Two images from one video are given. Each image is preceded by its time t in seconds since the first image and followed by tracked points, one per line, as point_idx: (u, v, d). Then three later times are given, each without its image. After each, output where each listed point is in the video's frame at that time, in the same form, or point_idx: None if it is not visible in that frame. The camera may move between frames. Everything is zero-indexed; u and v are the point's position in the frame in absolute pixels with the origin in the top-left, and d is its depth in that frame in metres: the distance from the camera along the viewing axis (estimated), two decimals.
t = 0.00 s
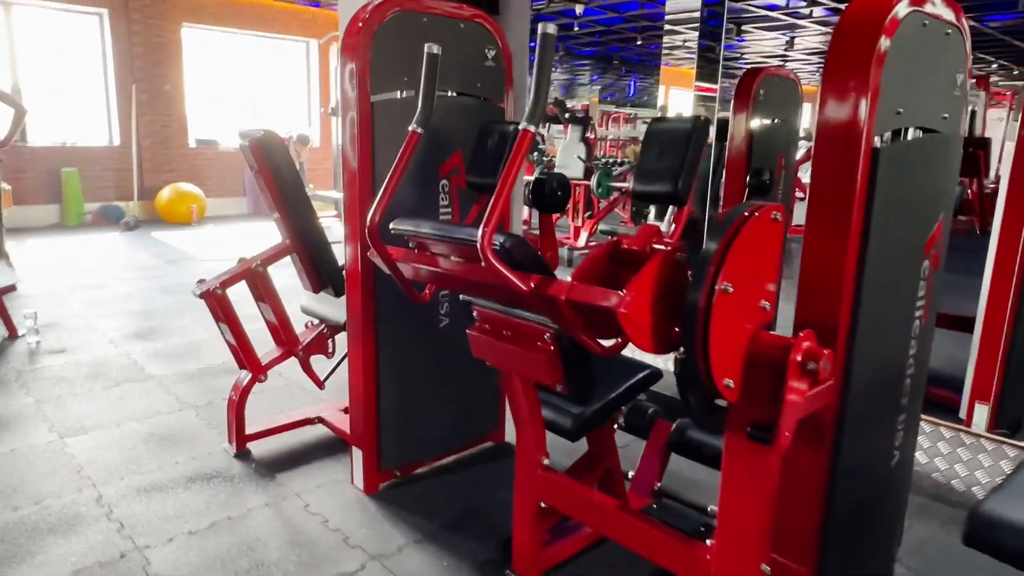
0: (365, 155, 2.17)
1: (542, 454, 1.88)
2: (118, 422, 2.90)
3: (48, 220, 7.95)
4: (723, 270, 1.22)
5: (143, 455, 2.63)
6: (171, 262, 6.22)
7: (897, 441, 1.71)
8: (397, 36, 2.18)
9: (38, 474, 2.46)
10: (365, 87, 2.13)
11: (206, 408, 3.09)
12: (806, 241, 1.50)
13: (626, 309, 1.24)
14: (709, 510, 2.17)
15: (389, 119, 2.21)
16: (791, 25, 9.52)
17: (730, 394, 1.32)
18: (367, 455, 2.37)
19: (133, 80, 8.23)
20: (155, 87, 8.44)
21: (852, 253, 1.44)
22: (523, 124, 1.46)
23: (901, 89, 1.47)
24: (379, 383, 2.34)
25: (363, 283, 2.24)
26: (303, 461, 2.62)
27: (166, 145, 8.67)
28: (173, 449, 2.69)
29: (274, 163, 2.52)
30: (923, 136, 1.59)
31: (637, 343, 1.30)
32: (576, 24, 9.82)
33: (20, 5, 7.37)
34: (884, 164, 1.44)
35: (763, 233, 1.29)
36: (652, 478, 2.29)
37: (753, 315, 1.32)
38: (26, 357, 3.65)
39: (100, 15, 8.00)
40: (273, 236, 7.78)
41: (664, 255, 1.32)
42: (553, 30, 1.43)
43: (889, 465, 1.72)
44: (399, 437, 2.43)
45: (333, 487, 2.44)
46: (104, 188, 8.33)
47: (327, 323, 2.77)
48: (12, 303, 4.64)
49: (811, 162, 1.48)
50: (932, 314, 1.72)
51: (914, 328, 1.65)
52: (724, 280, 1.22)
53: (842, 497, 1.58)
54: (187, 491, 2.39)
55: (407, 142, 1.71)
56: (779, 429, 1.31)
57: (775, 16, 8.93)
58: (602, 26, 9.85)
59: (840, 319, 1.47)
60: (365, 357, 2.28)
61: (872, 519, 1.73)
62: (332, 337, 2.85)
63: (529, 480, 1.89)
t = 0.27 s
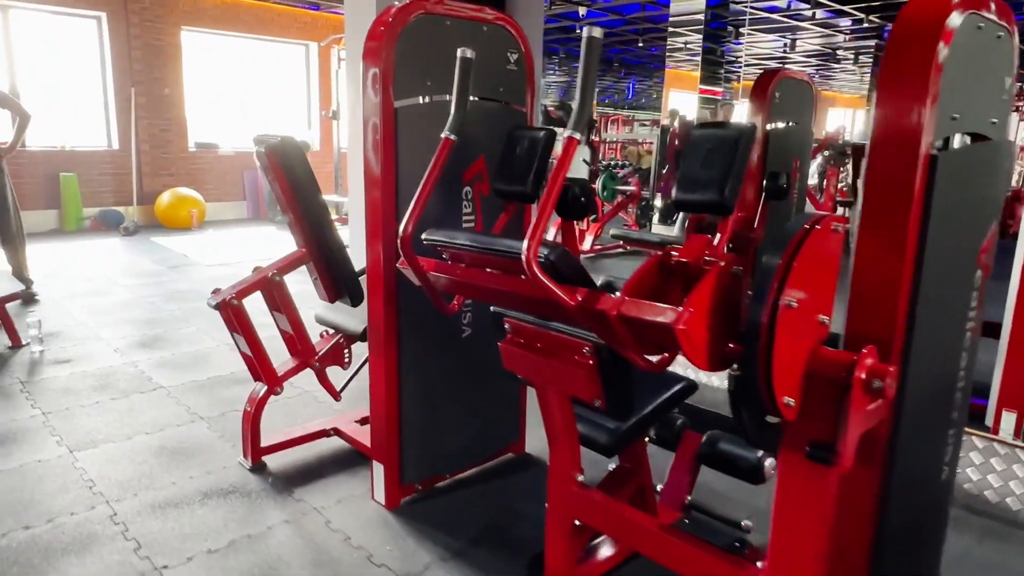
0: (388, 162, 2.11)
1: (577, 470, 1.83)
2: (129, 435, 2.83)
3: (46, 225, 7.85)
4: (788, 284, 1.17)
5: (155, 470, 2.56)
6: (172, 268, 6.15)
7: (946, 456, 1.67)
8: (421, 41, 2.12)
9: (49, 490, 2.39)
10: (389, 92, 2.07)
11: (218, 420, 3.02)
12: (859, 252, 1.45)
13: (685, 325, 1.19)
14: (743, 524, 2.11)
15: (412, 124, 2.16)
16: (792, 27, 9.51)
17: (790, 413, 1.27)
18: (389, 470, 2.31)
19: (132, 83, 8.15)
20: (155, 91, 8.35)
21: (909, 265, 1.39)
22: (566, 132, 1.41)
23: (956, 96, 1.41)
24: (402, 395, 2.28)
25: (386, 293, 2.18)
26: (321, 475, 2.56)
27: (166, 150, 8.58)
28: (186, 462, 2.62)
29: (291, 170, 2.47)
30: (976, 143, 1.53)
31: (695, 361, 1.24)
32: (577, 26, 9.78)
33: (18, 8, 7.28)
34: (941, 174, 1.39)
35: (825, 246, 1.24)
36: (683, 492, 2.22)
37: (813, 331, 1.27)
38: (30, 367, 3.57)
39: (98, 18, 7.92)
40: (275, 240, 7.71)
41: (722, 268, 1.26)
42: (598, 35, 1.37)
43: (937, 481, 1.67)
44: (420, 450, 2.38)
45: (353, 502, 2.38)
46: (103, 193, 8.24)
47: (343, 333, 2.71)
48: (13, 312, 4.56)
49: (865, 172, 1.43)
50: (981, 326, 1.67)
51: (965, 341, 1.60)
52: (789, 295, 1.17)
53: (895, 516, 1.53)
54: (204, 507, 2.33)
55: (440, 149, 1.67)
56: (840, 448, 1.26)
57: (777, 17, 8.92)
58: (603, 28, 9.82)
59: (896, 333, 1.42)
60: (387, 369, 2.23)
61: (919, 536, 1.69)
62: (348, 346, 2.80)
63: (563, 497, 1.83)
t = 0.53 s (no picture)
0: (409, 166, 2.06)
1: (610, 484, 1.77)
2: (137, 446, 2.76)
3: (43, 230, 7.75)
4: (850, 294, 1.12)
5: (166, 482, 2.49)
6: (173, 273, 6.06)
7: (994, 468, 1.62)
8: (443, 42, 2.06)
9: (58, 505, 2.32)
10: (410, 94, 2.01)
11: (228, 429, 2.95)
12: (910, 259, 1.39)
13: (742, 338, 1.14)
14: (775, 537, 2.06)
15: (435, 127, 2.10)
16: (792, 28, 9.51)
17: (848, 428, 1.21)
18: (409, 482, 2.25)
19: (130, 86, 8.06)
20: (153, 94, 8.27)
21: (965, 273, 1.33)
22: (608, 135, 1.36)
23: (1012, 94, 1.33)
24: (423, 405, 2.22)
25: (406, 301, 2.13)
26: (336, 487, 2.49)
27: (164, 153, 8.50)
28: (197, 474, 2.56)
29: (306, 174, 2.41)
30: None
31: (750, 374, 1.19)
32: (577, 28, 9.75)
33: (14, 11, 7.19)
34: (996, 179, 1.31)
35: (884, 254, 1.19)
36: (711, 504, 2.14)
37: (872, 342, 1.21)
38: (33, 376, 3.49)
39: (96, 20, 7.84)
40: (276, 244, 7.65)
41: (777, 278, 1.21)
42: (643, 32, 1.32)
43: (985, 494, 1.62)
44: (441, 461, 2.31)
45: (371, 516, 2.32)
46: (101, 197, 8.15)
47: (357, 341, 2.66)
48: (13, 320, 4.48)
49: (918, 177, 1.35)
50: None
51: (1014, 349, 1.55)
52: (852, 305, 1.12)
53: (946, 531, 1.48)
54: (218, 521, 2.26)
55: (471, 154, 1.61)
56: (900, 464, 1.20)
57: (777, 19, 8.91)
58: (603, 30, 9.79)
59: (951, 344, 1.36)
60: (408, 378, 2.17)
61: (966, 550, 1.63)
62: (362, 354, 2.74)
63: (596, 512, 1.78)
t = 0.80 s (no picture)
0: (431, 168, 1.99)
1: (648, 498, 1.70)
2: (147, 457, 2.69)
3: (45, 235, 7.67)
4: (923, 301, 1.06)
5: (178, 495, 2.42)
6: (177, 277, 5.99)
7: None
8: (467, 40, 2.00)
9: (68, 519, 2.25)
10: (434, 95, 1.95)
11: (240, 439, 2.88)
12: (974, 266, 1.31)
13: (809, 349, 1.08)
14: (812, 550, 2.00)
15: (457, 129, 2.03)
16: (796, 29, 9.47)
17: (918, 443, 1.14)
18: (431, 494, 2.18)
19: (132, 89, 7.99)
20: (155, 97, 8.20)
21: None
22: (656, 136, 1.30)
23: None
24: (445, 415, 2.15)
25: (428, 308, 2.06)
26: (354, 499, 2.42)
27: (167, 157, 8.43)
28: (210, 486, 2.49)
29: (322, 177, 2.35)
30: None
31: (815, 387, 1.13)
32: (581, 30, 9.70)
33: (15, 13, 7.12)
34: None
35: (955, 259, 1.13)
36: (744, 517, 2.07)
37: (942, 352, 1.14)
38: (37, 384, 3.41)
39: (97, 23, 7.77)
40: (280, 248, 7.58)
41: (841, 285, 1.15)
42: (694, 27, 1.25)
43: None
44: (463, 472, 2.25)
45: (391, 529, 2.25)
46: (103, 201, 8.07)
47: (373, 348, 2.59)
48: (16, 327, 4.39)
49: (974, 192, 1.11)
50: None
51: None
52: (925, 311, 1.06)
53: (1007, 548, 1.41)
54: (234, 536, 2.19)
55: (504, 154, 1.59)
56: (974, 478, 1.14)
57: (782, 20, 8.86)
58: (606, 32, 9.74)
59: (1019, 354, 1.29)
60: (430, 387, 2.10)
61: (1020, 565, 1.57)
62: (379, 362, 2.67)
63: (633, 527, 1.71)
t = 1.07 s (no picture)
0: (452, 170, 1.90)
1: (688, 519, 1.61)
2: (151, 472, 2.59)
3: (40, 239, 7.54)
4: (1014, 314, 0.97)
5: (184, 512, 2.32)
6: (175, 282, 5.88)
7: None
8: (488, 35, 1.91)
9: (70, 540, 2.15)
10: (455, 94, 1.86)
11: (246, 451, 2.78)
12: None
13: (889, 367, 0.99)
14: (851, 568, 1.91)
15: (479, 129, 1.94)
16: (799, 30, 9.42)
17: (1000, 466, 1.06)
18: (450, 510, 2.09)
19: (129, 91, 7.88)
20: (152, 99, 8.09)
21: None
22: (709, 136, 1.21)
23: None
24: (465, 429, 2.06)
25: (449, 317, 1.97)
26: (368, 515, 2.33)
27: (164, 159, 8.31)
28: (217, 502, 2.39)
29: (333, 181, 2.26)
30: None
31: (889, 407, 1.05)
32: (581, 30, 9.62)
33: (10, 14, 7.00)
34: None
35: None
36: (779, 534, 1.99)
37: None
38: (35, 395, 3.30)
39: (93, 24, 7.66)
40: (279, 251, 7.49)
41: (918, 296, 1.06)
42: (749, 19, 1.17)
43: None
44: (483, 488, 2.15)
45: (409, 547, 2.16)
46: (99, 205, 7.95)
47: (387, 357, 2.49)
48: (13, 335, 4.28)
49: None
50: None
51: None
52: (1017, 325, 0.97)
53: None
54: (244, 555, 2.09)
55: (537, 156, 1.50)
56: None
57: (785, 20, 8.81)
58: (607, 32, 9.67)
59: None
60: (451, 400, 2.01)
61: None
62: (392, 371, 2.57)
63: (671, 549, 1.62)
